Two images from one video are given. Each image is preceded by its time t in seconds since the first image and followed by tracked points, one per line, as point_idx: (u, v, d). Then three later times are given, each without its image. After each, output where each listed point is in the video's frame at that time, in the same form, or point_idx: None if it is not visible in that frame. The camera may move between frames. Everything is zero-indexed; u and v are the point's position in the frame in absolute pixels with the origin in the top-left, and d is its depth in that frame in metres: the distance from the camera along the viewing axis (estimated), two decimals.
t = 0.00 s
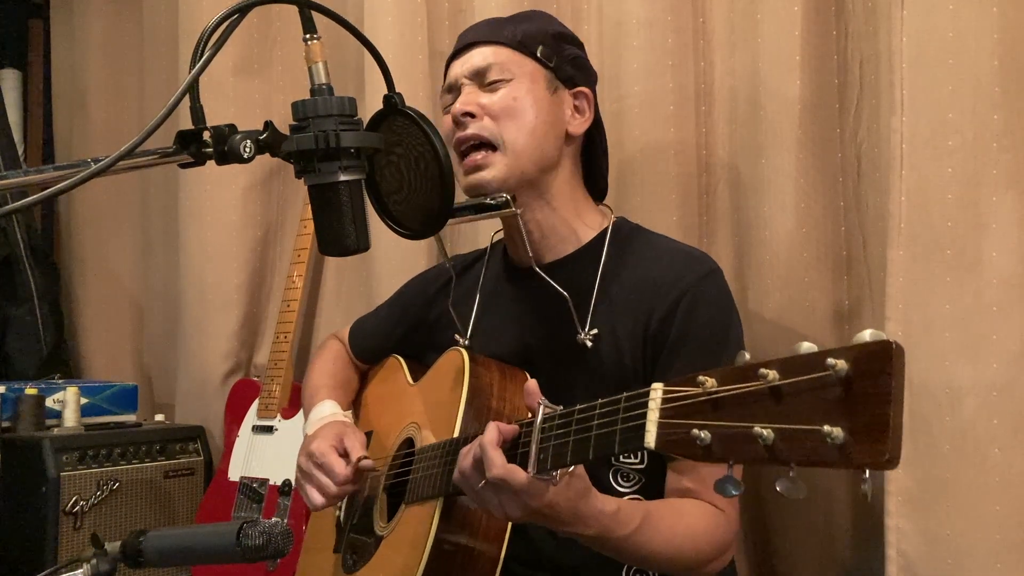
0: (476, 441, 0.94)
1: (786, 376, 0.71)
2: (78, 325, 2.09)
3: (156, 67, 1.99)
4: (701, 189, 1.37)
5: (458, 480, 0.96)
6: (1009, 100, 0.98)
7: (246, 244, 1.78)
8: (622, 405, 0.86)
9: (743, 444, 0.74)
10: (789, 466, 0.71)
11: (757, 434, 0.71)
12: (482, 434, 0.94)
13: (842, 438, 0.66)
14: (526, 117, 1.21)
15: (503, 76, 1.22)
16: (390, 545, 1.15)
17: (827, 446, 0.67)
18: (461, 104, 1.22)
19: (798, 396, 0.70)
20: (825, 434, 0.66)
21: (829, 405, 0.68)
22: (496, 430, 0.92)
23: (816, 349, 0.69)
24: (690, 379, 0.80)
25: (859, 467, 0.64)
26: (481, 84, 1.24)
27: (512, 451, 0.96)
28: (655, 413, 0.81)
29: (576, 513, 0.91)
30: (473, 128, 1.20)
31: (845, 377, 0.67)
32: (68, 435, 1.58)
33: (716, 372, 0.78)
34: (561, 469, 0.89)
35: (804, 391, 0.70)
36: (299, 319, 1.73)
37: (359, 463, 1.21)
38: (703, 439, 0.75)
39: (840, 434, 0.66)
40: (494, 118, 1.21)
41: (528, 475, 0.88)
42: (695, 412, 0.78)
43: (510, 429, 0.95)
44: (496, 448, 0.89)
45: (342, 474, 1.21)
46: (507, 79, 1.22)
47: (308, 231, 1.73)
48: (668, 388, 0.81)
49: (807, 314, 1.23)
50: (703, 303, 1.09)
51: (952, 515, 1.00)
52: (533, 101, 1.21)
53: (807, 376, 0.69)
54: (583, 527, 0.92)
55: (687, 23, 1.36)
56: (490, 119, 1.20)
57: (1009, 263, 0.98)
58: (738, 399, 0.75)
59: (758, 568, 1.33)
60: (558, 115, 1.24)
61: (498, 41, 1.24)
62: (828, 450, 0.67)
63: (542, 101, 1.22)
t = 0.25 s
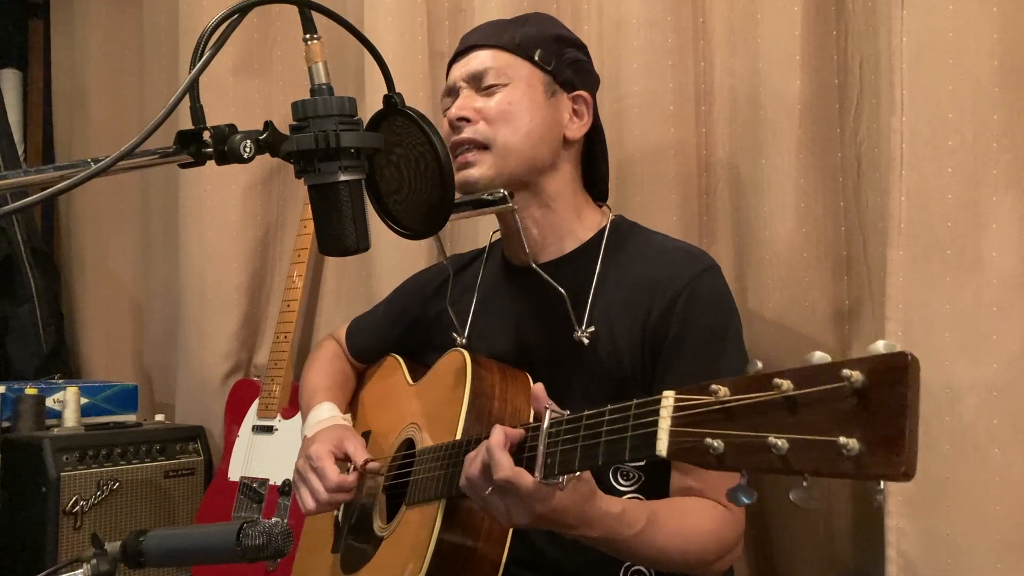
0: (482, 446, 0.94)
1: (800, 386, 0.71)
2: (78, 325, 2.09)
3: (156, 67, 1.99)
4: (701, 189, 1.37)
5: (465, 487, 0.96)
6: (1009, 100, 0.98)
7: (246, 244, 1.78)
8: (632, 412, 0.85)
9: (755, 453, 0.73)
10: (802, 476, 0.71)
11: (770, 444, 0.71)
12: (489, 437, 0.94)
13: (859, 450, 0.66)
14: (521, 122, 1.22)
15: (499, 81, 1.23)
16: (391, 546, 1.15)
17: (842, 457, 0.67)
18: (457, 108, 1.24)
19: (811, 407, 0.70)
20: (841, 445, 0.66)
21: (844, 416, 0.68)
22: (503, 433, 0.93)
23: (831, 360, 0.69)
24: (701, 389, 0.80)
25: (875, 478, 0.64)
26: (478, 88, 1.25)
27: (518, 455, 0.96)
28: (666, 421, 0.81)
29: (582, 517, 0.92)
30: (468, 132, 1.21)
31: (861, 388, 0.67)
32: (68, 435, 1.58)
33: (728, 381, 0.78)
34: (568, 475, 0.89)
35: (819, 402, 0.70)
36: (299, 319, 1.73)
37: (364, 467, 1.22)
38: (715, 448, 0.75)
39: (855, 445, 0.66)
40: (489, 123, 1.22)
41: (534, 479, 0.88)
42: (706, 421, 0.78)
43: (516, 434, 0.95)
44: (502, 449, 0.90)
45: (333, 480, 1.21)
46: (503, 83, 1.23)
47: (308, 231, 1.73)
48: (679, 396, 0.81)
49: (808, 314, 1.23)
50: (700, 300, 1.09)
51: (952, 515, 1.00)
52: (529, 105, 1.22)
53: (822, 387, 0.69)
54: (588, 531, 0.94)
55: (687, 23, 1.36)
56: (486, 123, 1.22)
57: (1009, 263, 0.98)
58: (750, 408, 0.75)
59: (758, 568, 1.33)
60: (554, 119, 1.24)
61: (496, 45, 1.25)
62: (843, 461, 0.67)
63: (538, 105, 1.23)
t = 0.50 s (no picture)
0: (485, 444, 0.94)
1: (804, 384, 0.71)
2: (78, 325, 2.09)
3: (156, 67, 1.99)
4: (701, 189, 1.37)
5: (467, 484, 0.96)
6: (1009, 100, 0.98)
7: (246, 244, 1.78)
8: (635, 410, 0.85)
9: (760, 451, 0.74)
10: (807, 473, 0.71)
11: (775, 442, 0.71)
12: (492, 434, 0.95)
13: (864, 447, 0.66)
14: (498, 133, 1.21)
15: (478, 92, 1.23)
16: (391, 545, 1.15)
17: (846, 455, 0.67)
18: (440, 124, 1.24)
19: (816, 405, 0.70)
20: (845, 443, 0.66)
21: (848, 413, 0.68)
22: (507, 429, 0.93)
23: (835, 358, 0.69)
24: (704, 387, 0.79)
25: (879, 475, 0.65)
26: (462, 100, 1.25)
27: (521, 454, 0.96)
28: (669, 420, 0.80)
29: (583, 519, 0.92)
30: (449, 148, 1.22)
31: (865, 386, 0.67)
32: (68, 435, 1.58)
33: (732, 379, 0.77)
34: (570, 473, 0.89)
35: (823, 400, 0.70)
36: (299, 319, 1.73)
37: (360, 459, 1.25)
38: (719, 446, 0.75)
39: (860, 443, 0.66)
40: (468, 136, 1.22)
41: (536, 476, 0.88)
42: (710, 419, 0.78)
43: (519, 432, 0.95)
44: (505, 444, 0.90)
45: (330, 479, 1.21)
46: (480, 95, 1.23)
47: (308, 231, 1.73)
48: (683, 394, 0.81)
49: (808, 314, 1.23)
50: (705, 311, 1.09)
51: (952, 515, 1.00)
52: (503, 115, 1.21)
53: (826, 385, 0.69)
54: (589, 532, 0.93)
55: (687, 23, 1.36)
56: (465, 138, 1.22)
57: (1010, 263, 0.98)
58: (755, 406, 0.75)
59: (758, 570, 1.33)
60: (531, 125, 1.22)
61: (478, 55, 1.25)
62: (847, 458, 0.67)
63: (513, 114, 1.22)
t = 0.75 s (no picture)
0: (484, 443, 0.94)
1: (803, 383, 0.71)
2: (78, 325, 2.09)
3: (156, 67, 1.99)
4: (701, 189, 1.37)
5: (466, 483, 0.96)
6: (1009, 100, 0.98)
7: (246, 244, 1.78)
8: (634, 410, 0.85)
9: (758, 450, 0.73)
10: (805, 473, 0.71)
11: (773, 441, 0.71)
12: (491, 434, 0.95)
13: (861, 446, 0.66)
14: (502, 125, 1.22)
15: (482, 84, 1.23)
16: (392, 545, 1.15)
17: (845, 453, 0.67)
18: (443, 112, 1.25)
19: (815, 404, 0.70)
20: (844, 441, 0.66)
21: (847, 412, 0.68)
22: (506, 429, 0.93)
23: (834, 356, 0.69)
24: (703, 386, 0.79)
25: (877, 473, 0.65)
26: (465, 92, 1.25)
27: (520, 454, 0.96)
28: (668, 419, 0.81)
29: (582, 518, 0.92)
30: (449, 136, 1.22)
31: (864, 384, 0.67)
32: (68, 435, 1.58)
33: (732, 379, 0.77)
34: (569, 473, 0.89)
35: (822, 398, 0.70)
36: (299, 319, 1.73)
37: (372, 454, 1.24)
38: (718, 445, 0.75)
39: (858, 441, 0.66)
40: (471, 126, 1.22)
41: (535, 476, 0.88)
42: (709, 418, 0.78)
43: (518, 432, 0.95)
44: (504, 445, 0.90)
45: (331, 478, 1.20)
46: (486, 86, 1.23)
47: (308, 231, 1.73)
48: (682, 394, 0.81)
49: (808, 314, 1.23)
50: (708, 311, 1.09)
51: (952, 515, 1.00)
52: (508, 108, 1.22)
53: (825, 383, 0.70)
54: (589, 532, 0.93)
55: (687, 24, 1.36)
56: (465, 127, 1.22)
57: (1009, 263, 0.98)
58: (753, 405, 0.75)
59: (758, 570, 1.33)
60: (535, 119, 1.23)
61: (485, 48, 1.25)
62: (845, 457, 0.67)
63: (518, 107, 1.22)
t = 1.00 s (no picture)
0: (486, 443, 0.94)
1: (807, 383, 0.71)
2: (78, 325, 2.09)
3: (156, 67, 1.99)
4: (701, 189, 1.37)
5: (468, 483, 0.96)
6: (1009, 99, 0.98)
7: (246, 244, 1.78)
8: (638, 410, 0.85)
9: (763, 450, 0.73)
10: (810, 472, 0.71)
11: (778, 441, 0.71)
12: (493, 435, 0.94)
13: (867, 446, 0.66)
14: (507, 127, 1.22)
15: (485, 87, 1.23)
16: (393, 545, 1.15)
17: (850, 453, 0.67)
18: (444, 119, 1.24)
19: (819, 404, 0.70)
20: (849, 441, 0.66)
21: (851, 412, 0.68)
22: (510, 430, 0.92)
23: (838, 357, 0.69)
24: (707, 386, 0.79)
25: (882, 473, 0.65)
26: (465, 96, 1.25)
27: (522, 454, 0.96)
28: (672, 419, 0.81)
29: (584, 518, 0.92)
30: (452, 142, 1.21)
31: (868, 384, 0.67)
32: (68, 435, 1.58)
33: (735, 379, 0.77)
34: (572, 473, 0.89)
35: (827, 398, 0.70)
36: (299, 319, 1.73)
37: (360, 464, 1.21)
38: (722, 445, 0.75)
39: (863, 441, 0.66)
40: (475, 131, 1.22)
41: (537, 477, 0.88)
42: (714, 418, 0.78)
43: (521, 432, 0.95)
44: (507, 447, 0.90)
45: (327, 477, 1.20)
46: (489, 90, 1.23)
47: (308, 231, 1.73)
48: (686, 393, 0.81)
49: (807, 314, 1.23)
50: (712, 311, 1.09)
51: (952, 515, 1.00)
52: (512, 111, 1.22)
53: (830, 384, 0.70)
54: (591, 532, 0.93)
55: (687, 24, 1.35)
56: (471, 133, 1.22)
57: (1009, 263, 0.98)
58: (758, 405, 0.75)
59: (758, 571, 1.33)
60: (539, 122, 1.23)
61: (484, 52, 1.25)
62: (850, 457, 0.67)
63: (522, 110, 1.22)
